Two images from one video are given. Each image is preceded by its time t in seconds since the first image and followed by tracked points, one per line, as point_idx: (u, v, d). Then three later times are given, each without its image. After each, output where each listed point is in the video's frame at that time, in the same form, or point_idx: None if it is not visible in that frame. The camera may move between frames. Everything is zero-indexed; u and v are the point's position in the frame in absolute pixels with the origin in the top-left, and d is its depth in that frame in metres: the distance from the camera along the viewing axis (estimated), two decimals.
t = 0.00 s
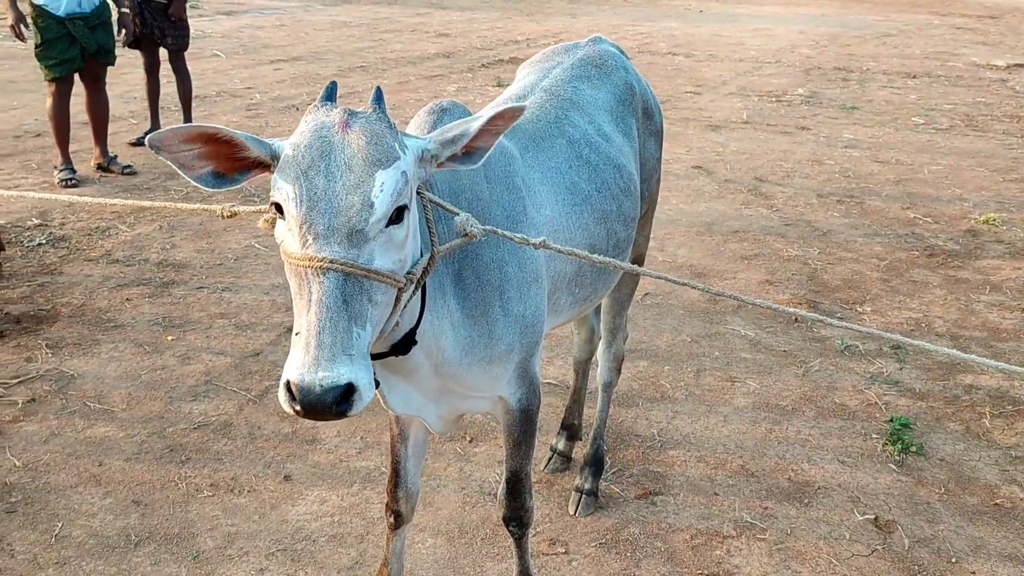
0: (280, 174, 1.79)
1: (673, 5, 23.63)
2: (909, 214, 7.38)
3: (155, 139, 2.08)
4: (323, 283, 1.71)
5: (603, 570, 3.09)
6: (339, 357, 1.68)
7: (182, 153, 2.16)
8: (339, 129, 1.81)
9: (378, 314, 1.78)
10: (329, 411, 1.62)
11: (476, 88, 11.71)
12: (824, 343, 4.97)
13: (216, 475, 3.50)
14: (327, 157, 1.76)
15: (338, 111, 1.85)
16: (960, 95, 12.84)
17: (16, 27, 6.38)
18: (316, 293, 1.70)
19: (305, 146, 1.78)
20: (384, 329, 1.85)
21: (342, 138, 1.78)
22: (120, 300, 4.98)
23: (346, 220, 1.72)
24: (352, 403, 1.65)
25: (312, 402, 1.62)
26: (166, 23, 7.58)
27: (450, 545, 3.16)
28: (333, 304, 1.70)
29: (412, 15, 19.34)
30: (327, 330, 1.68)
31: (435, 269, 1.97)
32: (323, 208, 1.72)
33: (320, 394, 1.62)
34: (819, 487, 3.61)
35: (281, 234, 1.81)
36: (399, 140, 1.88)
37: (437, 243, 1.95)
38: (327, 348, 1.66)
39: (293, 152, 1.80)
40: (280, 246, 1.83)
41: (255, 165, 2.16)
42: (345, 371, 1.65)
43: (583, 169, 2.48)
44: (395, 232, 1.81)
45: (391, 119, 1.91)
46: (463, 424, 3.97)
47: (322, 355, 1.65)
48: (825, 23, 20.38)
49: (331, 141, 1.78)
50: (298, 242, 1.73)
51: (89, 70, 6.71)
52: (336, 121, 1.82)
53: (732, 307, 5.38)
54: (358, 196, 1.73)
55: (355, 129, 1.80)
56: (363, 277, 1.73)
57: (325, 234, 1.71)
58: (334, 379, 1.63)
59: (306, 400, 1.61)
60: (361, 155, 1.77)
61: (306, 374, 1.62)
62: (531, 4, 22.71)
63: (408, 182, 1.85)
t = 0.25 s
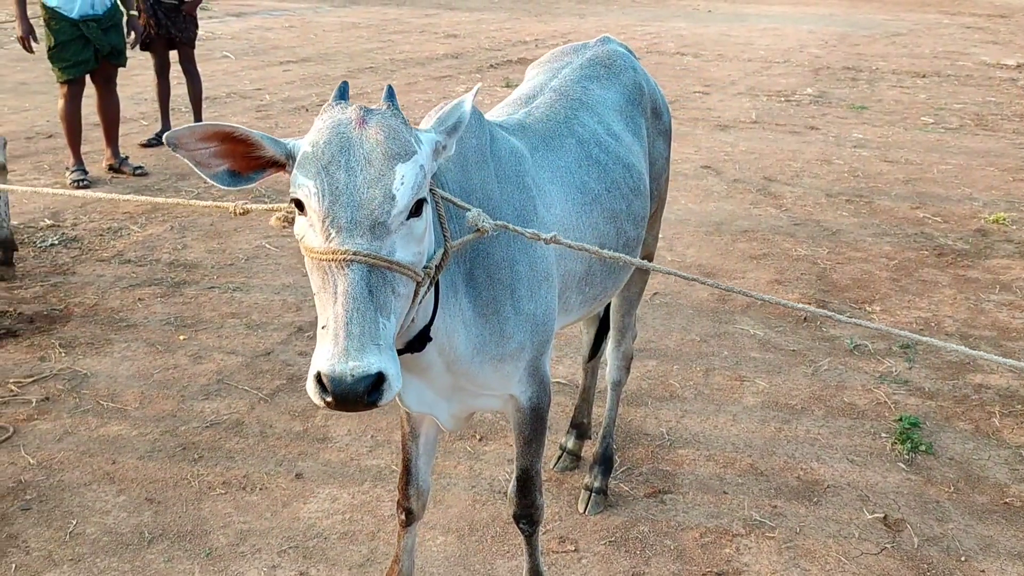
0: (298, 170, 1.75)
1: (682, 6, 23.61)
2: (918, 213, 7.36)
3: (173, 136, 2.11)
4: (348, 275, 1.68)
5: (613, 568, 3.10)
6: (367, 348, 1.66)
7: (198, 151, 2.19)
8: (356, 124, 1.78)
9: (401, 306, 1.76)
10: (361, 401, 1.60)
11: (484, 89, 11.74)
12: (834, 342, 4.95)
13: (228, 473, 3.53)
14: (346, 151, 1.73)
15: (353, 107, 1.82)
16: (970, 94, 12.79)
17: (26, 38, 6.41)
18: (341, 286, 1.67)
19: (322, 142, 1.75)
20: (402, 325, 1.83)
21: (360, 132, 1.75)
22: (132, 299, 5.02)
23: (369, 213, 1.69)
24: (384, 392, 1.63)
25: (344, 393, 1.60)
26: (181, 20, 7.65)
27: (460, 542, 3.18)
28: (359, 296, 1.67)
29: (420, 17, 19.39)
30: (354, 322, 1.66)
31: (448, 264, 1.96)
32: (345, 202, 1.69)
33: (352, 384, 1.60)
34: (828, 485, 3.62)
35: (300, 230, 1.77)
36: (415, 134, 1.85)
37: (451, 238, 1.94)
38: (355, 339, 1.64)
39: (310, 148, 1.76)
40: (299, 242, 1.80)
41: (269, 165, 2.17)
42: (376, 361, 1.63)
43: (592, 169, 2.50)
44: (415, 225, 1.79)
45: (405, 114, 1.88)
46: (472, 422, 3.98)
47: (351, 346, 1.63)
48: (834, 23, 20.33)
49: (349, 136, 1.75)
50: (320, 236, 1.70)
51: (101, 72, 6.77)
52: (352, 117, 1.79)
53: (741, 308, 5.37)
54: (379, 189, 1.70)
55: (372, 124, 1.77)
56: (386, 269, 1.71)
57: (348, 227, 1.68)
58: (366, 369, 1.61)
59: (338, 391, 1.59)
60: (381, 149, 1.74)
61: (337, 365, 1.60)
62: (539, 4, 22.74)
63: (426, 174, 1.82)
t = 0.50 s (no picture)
0: (310, 170, 1.79)
1: (682, 6, 23.64)
2: (918, 213, 7.40)
3: (186, 134, 2.16)
4: (359, 271, 1.71)
5: (617, 563, 3.14)
6: (378, 342, 1.69)
7: (212, 148, 2.23)
8: (368, 125, 1.82)
9: (410, 302, 1.80)
10: (372, 392, 1.64)
11: (485, 90, 11.79)
12: (834, 341, 4.99)
13: (234, 469, 3.57)
14: (358, 152, 1.76)
15: (364, 108, 1.86)
16: (969, 95, 12.84)
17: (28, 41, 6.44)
18: (352, 282, 1.70)
19: (335, 142, 1.79)
20: (410, 321, 1.87)
21: (372, 133, 1.79)
22: (137, 299, 5.06)
23: (380, 211, 1.73)
24: (394, 384, 1.67)
25: (355, 385, 1.64)
26: (184, 23, 7.70)
27: (465, 538, 3.22)
28: (370, 292, 1.71)
29: (421, 18, 19.43)
30: (366, 316, 1.69)
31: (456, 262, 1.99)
32: (357, 200, 1.73)
33: (363, 377, 1.64)
34: (828, 481, 3.66)
35: (312, 228, 1.81)
36: (425, 135, 1.89)
37: (458, 236, 1.98)
38: (367, 333, 1.68)
39: (323, 148, 1.80)
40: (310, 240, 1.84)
41: (281, 163, 2.21)
42: (387, 355, 1.67)
43: (596, 167, 2.54)
44: (424, 223, 1.83)
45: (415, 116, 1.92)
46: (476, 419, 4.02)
47: (362, 340, 1.67)
48: (834, 24, 20.37)
49: (360, 137, 1.79)
50: (332, 233, 1.74)
51: (105, 73, 6.81)
52: (363, 118, 1.83)
53: (742, 306, 5.40)
54: (390, 189, 1.74)
55: (383, 125, 1.81)
56: (396, 266, 1.74)
57: (360, 225, 1.72)
58: (377, 362, 1.65)
59: (350, 382, 1.63)
60: (392, 149, 1.78)
61: (349, 357, 1.64)
62: (540, 5, 22.78)
63: (436, 175, 1.86)
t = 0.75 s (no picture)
0: (328, 163, 1.84)
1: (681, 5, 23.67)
2: (916, 210, 7.45)
3: (211, 132, 2.18)
4: (378, 259, 1.76)
5: (620, 552, 3.18)
6: (398, 326, 1.73)
7: (234, 144, 2.26)
8: (383, 119, 1.87)
9: (427, 289, 1.84)
10: (395, 374, 1.67)
11: (486, 88, 11.83)
12: (834, 335, 5.03)
13: (243, 461, 3.62)
14: (374, 144, 1.82)
15: (379, 103, 1.91)
16: (967, 93, 12.89)
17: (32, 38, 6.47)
18: (372, 269, 1.75)
19: (351, 135, 1.84)
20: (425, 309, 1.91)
21: (387, 127, 1.84)
22: (143, 294, 5.11)
23: (397, 201, 1.78)
24: (415, 366, 1.71)
25: (378, 368, 1.68)
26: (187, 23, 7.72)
27: (471, 528, 3.27)
28: (389, 278, 1.75)
29: (421, 16, 19.45)
30: (385, 302, 1.74)
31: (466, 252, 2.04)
32: (374, 191, 1.78)
33: (385, 360, 1.68)
34: (828, 473, 3.71)
35: (330, 219, 1.86)
36: (437, 128, 1.94)
37: (469, 227, 2.02)
38: (387, 317, 1.72)
39: (340, 142, 1.85)
40: (328, 231, 1.88)
41: (300, 157, 2.27)
42: (407, 338, 1.71)
43: (601, 162, 2.58)
44: (439, 214, 1.88)
45: (428, 110, 1.97)
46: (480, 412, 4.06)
47: (383, 324, 1.71)
48: (833, 22, 20.41)
49: (376, 130, 1.84)
50: (350, 224, 1.78)
51: (108, 71, 6.85)
52: (378, 112, 1.88)
53: (742, 301, 5.45)
54: (407, 179, 1.79)
55: (398, 118, 1.86)
56: (413, 254, 1.79)
57: (377, 215, 1.77)
58: (398, 345, 1.69)
59: (373, 365, 1.66)
60: (407, 141, 1.83)
61: (372, 341, 1.68)
62: (539, 3, 22.81)
63: (449, 167, 1.91)
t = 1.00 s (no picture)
0: (338, 154, 1.89)
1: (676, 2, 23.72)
2: (909, 205, 7.52)
3: (228, 126, 2.25)
4: (388, 246, 1.82)
5: (617, 538, 3.25)
6: (409, 311, 1.80)
7: (250, 138, 2.33)
8: (390, 111, 1.92)
9: (435, 276, 1.90)
10: (409, 356, 1.73)
11: (482, 85, 11.87)
12: (827, 328, 5.09)
13: (246, 451, 3.68)
14: (384, 136, 1.87)
15: (387, 95, 1.96)
16: (961, 89, 12.97)
17: (33, 34, 6.52)
18: (383, 256, 1.81)
19: (361, 127, 1.89)
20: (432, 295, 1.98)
21: (395, 118, 1.89)
22: (145, 289, 5.16)
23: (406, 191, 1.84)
24: (427, 349, 1.77)
25: (392, 351, 1.74)
26: (185, 21, 7.78)
27: (471, 515, 3.34)
28: (400, 265, 1.81)
29: (417, 14, 19.48)
30: (397, 287, 1.80)
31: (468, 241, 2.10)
32: (385, 181, 1.84)
33: (399, 343, 1.74)
34: (821, 461, 3.78)
35: (340, 208, 1.91)
36: (443, 120, 2.00)
37: (470, 217, 2.08)
38: (399, 303, 1.78)
39: (350, 133, 1.90)
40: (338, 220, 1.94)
41: (310, 149, 2.33)
42: (419, 322, 1.77)
43: (597, 154, 2.65)
44: (445, 203, 1.94)
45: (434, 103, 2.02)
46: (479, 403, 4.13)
47: (396, 309, 1.77)
48: (827, 19, 20.48)
49: (385, 122, 1.89)
50: (361, 212, 1.84)
51: (108, 68, 6.89)
52: (386, 104, 1.93)
53: (737, 295, 5.51)
54: (416, 170, 1.85)
55: (406, 110, 1.92)
56: (422, 241, 1.85)
57: (388, 204, 1.83)
58: (410, 328, 1.75)
59: (388, 348, 1.72)
60: (415, 133, 1.88)
61: (385, 325, 1.74)
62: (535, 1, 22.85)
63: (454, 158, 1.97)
